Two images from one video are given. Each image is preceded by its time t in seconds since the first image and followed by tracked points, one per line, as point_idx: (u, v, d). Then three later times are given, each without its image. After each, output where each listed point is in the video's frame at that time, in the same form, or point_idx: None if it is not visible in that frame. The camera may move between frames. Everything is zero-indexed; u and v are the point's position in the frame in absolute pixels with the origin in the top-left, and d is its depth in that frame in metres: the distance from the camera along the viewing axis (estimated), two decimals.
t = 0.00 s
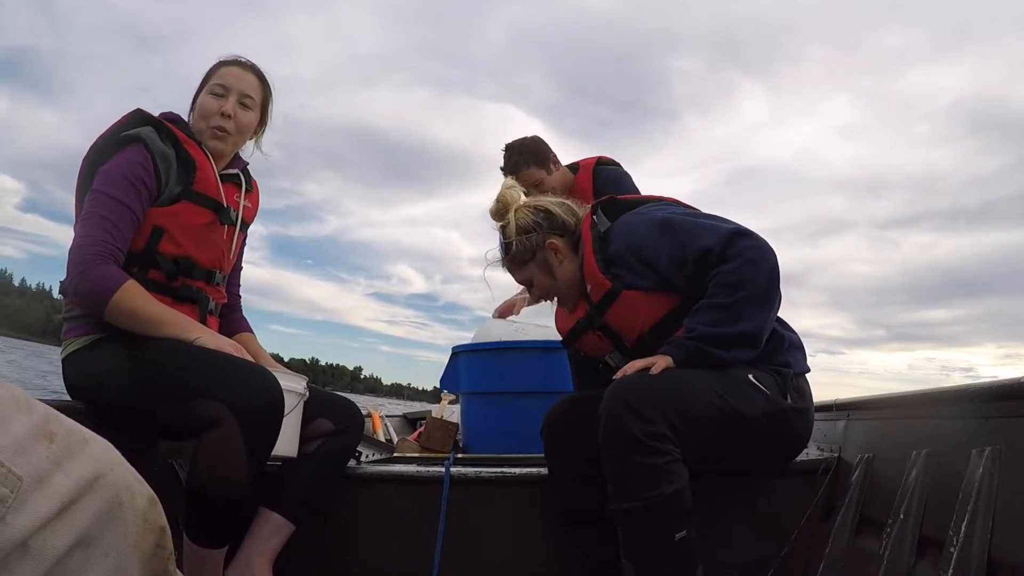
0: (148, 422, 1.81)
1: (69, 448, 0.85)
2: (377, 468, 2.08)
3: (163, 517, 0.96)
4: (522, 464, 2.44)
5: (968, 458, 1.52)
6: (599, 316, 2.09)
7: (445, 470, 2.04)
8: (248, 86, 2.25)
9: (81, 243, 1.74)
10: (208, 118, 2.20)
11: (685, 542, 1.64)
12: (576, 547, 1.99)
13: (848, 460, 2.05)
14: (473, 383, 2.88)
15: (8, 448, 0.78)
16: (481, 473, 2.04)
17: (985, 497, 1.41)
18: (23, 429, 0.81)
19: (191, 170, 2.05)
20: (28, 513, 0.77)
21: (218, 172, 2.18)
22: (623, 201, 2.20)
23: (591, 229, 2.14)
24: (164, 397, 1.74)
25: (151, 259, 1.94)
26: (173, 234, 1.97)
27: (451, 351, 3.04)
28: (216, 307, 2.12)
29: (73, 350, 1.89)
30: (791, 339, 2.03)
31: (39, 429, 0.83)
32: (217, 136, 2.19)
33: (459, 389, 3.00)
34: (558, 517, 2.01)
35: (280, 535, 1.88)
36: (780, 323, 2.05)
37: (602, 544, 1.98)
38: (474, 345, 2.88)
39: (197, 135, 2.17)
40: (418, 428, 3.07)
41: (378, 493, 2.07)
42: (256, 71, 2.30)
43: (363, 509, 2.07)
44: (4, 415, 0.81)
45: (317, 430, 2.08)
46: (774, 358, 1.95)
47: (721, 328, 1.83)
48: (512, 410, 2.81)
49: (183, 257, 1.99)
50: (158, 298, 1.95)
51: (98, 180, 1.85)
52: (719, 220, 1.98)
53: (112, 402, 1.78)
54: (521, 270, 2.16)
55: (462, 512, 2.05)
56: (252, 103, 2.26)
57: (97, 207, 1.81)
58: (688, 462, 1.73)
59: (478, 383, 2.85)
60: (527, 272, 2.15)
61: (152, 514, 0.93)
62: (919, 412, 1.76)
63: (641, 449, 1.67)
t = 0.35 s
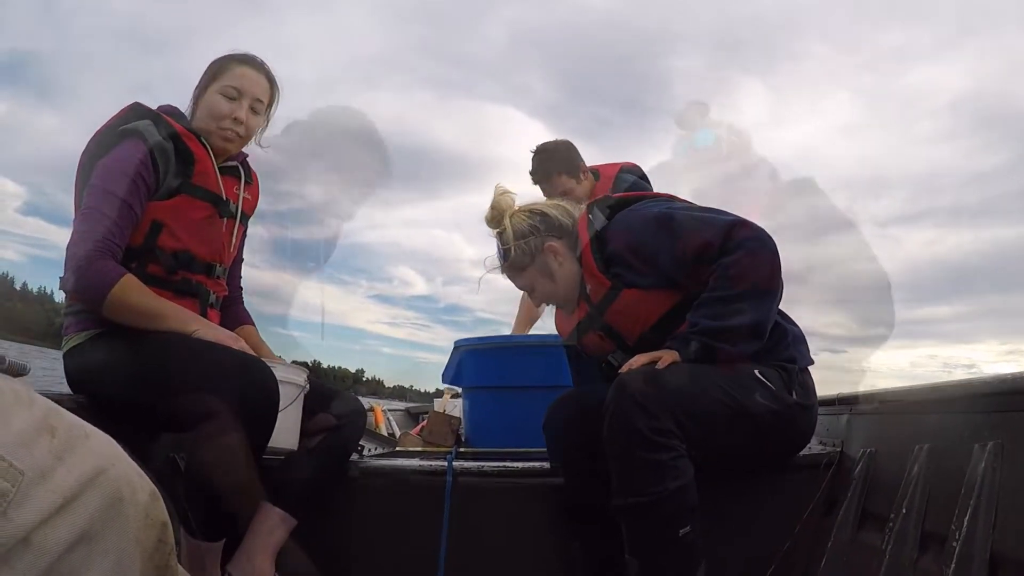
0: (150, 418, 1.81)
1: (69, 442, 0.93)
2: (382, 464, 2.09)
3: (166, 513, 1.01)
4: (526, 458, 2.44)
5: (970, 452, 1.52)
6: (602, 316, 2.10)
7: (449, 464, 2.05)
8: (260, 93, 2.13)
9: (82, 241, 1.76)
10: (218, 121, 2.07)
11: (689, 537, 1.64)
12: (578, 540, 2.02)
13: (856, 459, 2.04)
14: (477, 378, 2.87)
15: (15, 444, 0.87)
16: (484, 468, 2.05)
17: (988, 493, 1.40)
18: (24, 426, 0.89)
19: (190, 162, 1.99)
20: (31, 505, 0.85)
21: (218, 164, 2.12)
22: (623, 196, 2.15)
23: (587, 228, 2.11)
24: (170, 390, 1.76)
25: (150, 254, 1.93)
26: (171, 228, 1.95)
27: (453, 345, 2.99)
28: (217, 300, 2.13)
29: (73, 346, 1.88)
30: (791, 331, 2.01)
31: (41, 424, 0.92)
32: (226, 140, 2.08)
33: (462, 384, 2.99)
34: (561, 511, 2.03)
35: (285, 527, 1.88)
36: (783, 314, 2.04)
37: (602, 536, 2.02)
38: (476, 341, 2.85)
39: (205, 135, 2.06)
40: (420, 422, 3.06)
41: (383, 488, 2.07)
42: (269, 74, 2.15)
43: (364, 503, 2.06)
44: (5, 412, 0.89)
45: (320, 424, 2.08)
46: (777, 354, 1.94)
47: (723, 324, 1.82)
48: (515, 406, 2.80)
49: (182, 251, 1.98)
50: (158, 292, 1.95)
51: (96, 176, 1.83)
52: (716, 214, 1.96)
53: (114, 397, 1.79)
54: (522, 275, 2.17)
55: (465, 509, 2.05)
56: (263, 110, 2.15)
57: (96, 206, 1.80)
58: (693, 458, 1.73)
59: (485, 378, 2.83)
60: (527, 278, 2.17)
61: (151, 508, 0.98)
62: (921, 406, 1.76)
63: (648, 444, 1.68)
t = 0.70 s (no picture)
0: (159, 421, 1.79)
1: (68, 444, 1.11)
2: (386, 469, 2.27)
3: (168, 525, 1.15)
4: (524, 464, 2.44)
5: (977, 456, 1.91)
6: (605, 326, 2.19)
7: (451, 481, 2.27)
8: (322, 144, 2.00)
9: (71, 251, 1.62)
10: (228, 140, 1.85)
11: (691, 544, 1.78)
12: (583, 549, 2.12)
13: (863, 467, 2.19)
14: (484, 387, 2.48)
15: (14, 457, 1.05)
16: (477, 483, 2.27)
17: (1014, 502, 1.75)
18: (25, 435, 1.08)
19: (189, 161, 1.82)
20: (30, 505, 1.02)
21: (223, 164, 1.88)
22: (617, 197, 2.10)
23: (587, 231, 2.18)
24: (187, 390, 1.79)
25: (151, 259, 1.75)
26: (172, 234, 1.75)
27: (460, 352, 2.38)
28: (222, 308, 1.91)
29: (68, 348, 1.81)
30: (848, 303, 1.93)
31: (43, 427, 1.11)
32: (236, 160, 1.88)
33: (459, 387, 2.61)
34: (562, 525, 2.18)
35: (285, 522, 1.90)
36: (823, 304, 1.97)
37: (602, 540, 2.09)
38: (487, 348, 2.41)
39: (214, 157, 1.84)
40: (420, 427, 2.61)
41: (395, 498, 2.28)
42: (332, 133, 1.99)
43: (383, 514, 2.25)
44: (7, 417, 1.09)
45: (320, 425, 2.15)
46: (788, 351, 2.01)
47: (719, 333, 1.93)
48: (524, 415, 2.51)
49: (181, 255, 1.76)
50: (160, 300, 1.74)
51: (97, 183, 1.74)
52: (710, 216, 2.00)
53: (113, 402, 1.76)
54: (524, 284, 2.11)
55: (473, 515, 2.27)
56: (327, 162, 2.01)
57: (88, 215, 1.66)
58: (697, 463, 1.87)
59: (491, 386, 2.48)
60: (529, 286, 2.14)
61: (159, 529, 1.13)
62: (939, 417, 2.02)
63: (643, 454, 1.86)
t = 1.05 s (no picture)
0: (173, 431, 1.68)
1: (81, 456, 0.78)
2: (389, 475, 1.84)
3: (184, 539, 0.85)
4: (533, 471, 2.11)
5: (996, 465, 1.41)
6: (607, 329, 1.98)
7: (454, 479, 1.78)
8: (291, 83, 1.76)
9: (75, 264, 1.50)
10: (245, 123, 1.73)
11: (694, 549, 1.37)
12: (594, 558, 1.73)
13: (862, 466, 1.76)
14: (484, 389, 2.40)
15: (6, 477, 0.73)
16: (490, 483, 1.77)
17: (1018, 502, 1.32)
18: (26, 443, 0.75)
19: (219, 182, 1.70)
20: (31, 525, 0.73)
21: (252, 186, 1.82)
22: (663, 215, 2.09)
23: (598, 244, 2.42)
24: (178, 392, 1.61)
25: (155, 275, 1.65)
26: (183, 255, 1.66)
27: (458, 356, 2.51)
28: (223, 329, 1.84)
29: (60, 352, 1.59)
30: (857, 304, 1.58)
31: (47, 438, 0.77)
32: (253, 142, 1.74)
33: (469, 398, 2.52)
34: (574, 532, 1.74)
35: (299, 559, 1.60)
36: (842, 305, 1.58)
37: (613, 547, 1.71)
38: (482, 347, 2.38)
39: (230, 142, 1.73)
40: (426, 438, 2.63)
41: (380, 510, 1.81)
42: (308, 66, 1.79)
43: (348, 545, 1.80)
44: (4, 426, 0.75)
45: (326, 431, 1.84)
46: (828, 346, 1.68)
47: (721, 333, 1.66)
48: (525, 415, 2.32)
49: (187, 279, 1.69)
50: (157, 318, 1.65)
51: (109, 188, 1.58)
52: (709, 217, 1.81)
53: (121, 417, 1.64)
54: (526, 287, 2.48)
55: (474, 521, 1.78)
56: (302, 106, 1.78)
57: (101, 221, 1.55)
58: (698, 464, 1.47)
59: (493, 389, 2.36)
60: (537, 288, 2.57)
61: (172, 538, 0.83)
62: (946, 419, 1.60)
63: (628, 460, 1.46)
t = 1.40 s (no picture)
0: (154, 425, 1.59)
1: (74, 463, 0.73)
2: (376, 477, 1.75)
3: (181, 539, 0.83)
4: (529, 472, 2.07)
5: (992, 467, 1.29)
6: (609, 324, 1.94)
7: (448, 480, 1.69)
8: (237, 65, 1.93)
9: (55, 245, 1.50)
10: (201, 107, 1.87)
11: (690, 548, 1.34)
12: (592, 561, 1.62)
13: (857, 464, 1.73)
14: (479, 391, 2.39)
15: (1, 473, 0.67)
16: (486, 483, 1.68)
17: (1013, 504, 1.19)
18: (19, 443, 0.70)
19: (180, 166, 1.73)
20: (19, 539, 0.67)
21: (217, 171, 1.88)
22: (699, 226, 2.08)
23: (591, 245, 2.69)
24: (160, 395, 1.49)
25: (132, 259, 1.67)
26: (159, 236, 1.68)
27: (452, 356, 2.53)
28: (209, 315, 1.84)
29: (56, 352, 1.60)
30: (870, 297, 1.52)
31: (42, 442, 0.72)
32: (209, 122, 1.86)
33: (463, 400, 2.52)
34: (571, 533, 1.64)
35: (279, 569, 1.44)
36: (854, 294, 1.53)
37: (615, 555, 1.59)
38: (477, 349, 2.37)
39: (188, 124, 1.85)
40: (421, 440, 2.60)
41: (373, 513, 1.73)
42: (251, 52, 1.97)
43: (336, 544, 1.73)
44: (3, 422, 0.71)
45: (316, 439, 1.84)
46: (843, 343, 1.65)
47: (729, 301, 1.61)
48: (522, 416, 2.32)
49: (165, 261, 1.70)
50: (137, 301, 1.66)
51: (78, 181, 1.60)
52: (725, 209, 1.88)
53: (102, 412, 1.54)
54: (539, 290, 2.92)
55: (469, 524, 1.69)
56: (248, 83, 1.92)
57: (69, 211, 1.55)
58: (692, 469, 1.45)
59: (486, 389, 2.37)
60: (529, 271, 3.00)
61: (164, 538, 0.81)
62: (938, 415, 1.49)
63: (622, 461, 1.42)
